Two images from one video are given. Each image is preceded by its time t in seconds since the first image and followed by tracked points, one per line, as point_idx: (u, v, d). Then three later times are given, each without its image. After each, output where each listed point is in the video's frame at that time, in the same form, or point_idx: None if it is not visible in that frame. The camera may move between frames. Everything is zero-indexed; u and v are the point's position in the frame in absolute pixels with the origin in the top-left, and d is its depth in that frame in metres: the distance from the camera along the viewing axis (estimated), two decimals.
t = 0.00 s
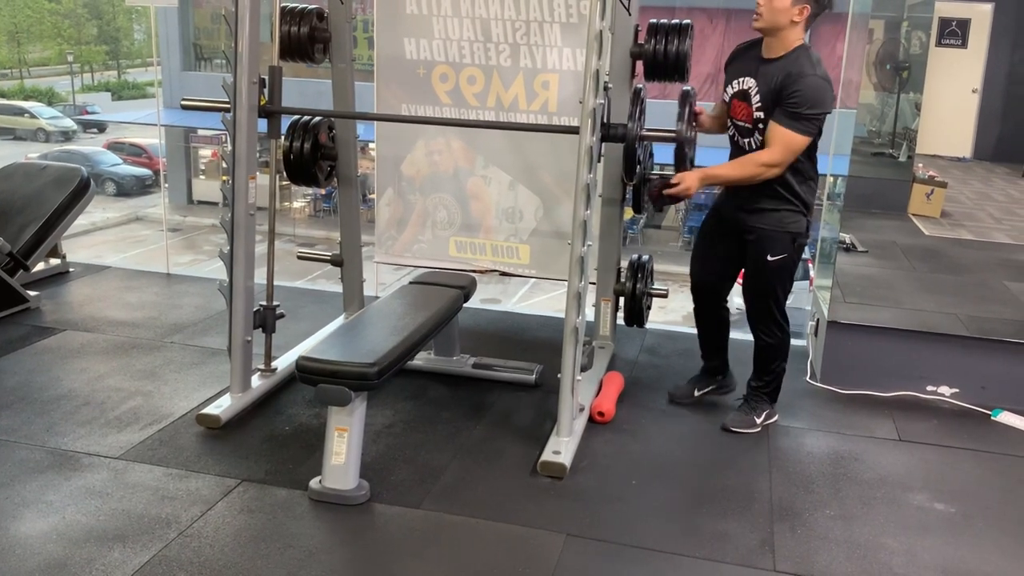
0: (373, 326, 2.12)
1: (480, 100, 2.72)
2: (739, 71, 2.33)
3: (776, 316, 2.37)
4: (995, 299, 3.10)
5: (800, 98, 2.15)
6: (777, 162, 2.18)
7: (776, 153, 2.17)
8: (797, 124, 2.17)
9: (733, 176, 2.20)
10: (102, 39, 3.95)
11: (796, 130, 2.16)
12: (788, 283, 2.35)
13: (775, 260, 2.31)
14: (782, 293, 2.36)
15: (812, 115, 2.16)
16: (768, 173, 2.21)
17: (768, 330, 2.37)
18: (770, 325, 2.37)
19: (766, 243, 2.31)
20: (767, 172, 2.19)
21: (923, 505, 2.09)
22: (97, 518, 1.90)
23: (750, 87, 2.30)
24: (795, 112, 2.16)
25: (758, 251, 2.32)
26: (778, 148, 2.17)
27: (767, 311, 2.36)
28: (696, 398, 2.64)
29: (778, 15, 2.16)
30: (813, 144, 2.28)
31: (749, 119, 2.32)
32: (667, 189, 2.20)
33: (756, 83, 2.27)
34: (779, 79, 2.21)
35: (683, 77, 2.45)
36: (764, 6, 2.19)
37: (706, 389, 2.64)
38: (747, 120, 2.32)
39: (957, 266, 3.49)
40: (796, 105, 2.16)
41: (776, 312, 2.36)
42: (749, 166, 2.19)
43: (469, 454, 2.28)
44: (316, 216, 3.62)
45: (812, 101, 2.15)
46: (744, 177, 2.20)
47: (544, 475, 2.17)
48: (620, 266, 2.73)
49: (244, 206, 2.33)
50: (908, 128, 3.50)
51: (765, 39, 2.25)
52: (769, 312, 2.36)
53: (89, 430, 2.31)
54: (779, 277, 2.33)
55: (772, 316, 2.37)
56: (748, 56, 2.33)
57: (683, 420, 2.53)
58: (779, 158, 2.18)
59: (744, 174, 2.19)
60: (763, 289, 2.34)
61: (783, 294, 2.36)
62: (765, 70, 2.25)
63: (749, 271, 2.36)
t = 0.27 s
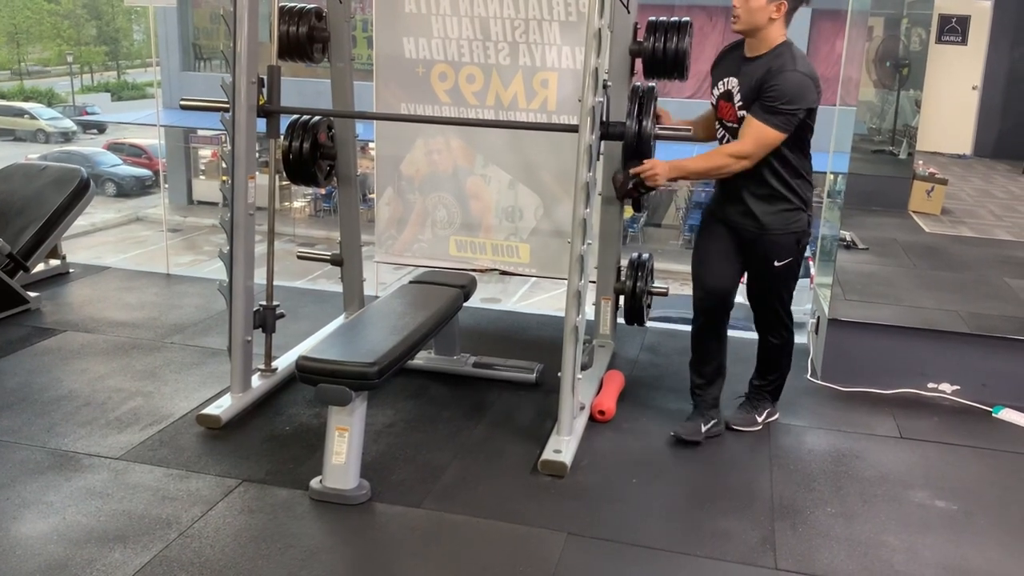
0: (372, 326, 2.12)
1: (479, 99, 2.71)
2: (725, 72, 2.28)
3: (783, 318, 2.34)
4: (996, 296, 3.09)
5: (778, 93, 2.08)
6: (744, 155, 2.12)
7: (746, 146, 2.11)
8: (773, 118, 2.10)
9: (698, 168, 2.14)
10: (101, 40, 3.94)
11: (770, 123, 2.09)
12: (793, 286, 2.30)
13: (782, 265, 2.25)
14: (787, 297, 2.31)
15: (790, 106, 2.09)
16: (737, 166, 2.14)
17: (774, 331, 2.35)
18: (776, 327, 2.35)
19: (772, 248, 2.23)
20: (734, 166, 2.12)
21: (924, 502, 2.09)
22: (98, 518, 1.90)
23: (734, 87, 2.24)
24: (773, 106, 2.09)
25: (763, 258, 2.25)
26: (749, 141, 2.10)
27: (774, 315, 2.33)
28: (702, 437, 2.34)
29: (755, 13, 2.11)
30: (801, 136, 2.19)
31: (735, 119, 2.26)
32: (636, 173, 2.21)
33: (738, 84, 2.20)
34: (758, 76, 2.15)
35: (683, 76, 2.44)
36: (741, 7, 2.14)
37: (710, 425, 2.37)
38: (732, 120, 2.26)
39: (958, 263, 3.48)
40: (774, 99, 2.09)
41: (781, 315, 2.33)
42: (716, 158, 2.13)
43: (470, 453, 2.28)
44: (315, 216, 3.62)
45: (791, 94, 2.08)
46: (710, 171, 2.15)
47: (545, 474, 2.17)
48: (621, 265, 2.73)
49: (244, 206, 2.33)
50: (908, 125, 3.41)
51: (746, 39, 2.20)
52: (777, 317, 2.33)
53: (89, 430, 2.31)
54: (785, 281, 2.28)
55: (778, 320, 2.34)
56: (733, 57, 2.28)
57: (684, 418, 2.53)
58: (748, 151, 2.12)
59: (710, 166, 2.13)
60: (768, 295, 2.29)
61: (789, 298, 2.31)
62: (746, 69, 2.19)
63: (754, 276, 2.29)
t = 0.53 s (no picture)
0: (376, 324, 2.12)
1: (482, 97, 2.71)
2: (703, 71, 2.20)
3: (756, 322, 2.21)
4: (1000, 293, 3.08)
5: (763, 74, 1.97)
6: (781, 143, 1.98)
7: (772, 137, 1.98)
8: (769, 102, 1.99)
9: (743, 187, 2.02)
10: (105, 40, 3.93)
11: (778, 106, 1.97)
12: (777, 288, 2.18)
13: (764, 266, 2.14)
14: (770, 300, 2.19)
15: (788, 85, 1.97)
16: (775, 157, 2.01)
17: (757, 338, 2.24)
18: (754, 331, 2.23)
19: (755, 249, 2.13)
20: (776, 160, 1.99)
21: (929, 500, 2.08)
22: (103, 517, 1.90)
23: (712, 83, 2.16)
24: (763, 89, 1.98)
25: (744, 259, 2.15)
26: (769, 132, 1.97)
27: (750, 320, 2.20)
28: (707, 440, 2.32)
29: (725, 3, 2.05)
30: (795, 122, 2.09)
31: (715, 116, 2.17)
32: (684, 225, 2.02)
33: (716, 78, 2.13)
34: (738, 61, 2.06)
35: (686, 75, 2.44)
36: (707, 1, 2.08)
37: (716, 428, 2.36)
38: (713, 116, 2.16)
39: (963, 260, 3.47)
40: (762, 81, 1.98)
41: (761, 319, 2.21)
42: (759, 167, 2.00)
43: (474, 451, 2.28)
44: (319, 215, 3.61)
45: (780, 73, 1.97)
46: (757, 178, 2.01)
47: (549, 472, 2.17)
48: (623, 263, 2.73)
49: (247, 205, 2.33)
50: (911, 121, 3.40)
51: (718, 35, 2.12)
52: (756, 323, 2.20)
53: (94, 429, 2.31)
54: (769, 284, 2.17)
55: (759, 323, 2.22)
56: (708, 55, 2.20)
57: (688, 416, 2.52)
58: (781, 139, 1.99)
59: (756, 176, 2.00)
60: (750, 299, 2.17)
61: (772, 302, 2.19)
62: (723, 62, 2.11)
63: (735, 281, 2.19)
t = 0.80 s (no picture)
0: (383, 323, 2.12)
1: (489, 96, 2.71)
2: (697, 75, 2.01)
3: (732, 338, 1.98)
4: (1009, 293, 3.07)
5: (754, 76, 1.77)
6: (785, 148, 1.79)
7: (772, 143, 1.79)
8: (763, 105, 1.79)
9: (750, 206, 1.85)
10: (113, 39, 3.97)
11: (774, 106, 1.77)
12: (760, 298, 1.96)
13: (741, 267, 1.94)
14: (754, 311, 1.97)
15: (785, 83, 1.77)
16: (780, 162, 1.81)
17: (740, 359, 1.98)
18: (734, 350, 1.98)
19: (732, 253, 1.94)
20: (782, 166, 1.79)
21: (938, 501, 2.07)
22: (111, 515, 1.91)
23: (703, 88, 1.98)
24: (754, 94, 1.78)
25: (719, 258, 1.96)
26: (769, 139, 1.78)
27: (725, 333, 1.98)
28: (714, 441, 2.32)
29: (720, 2, 1.85)
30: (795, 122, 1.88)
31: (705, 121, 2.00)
32: (709, 253, 1.95)
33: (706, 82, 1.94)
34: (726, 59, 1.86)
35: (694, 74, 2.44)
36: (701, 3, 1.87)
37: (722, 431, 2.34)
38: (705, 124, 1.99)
39: (971, 260, 3.46)
40: (752, 81, 1.77)
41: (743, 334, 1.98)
42: (764, 177, 1.82)
43: (481, 450, 2.28)
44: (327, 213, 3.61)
45: (771, 70, 1.77)
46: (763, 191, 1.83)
47: (556, 472, 2.17)
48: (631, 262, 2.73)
49: (256, 204, 2.33)
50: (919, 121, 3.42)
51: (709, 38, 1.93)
52: (729, 338, 1.98)
53: (102, 428, 2.32)
54: (748, 289, 1.95)
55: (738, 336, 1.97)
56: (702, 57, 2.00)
57: (695, 416, 2.52)
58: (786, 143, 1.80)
59: (762, 188, 1.82)
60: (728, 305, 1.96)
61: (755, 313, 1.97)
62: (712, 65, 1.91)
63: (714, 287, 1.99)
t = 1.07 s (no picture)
0: (392, 324, 2.12)
1: (498, 98, 2.71)
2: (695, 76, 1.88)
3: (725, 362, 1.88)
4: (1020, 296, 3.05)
5: (755, 89, 1.64)
6: (779, 169, 1.68)
7: (767, 163, 1.68)
8: (763, 121, 1.66)
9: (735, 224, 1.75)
10: (124, 40, 3.99)
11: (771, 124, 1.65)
12: (751, 324, 1.85)
13: (730, 291, 1.83)
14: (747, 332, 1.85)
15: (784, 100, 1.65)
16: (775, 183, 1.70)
17: (732, 389, 1.89)
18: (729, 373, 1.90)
19: (721, 273, 1.84)
20: (775, 188, 1.69)
21: (948, 504, 2.06)
22: (120, 514, 1.92)
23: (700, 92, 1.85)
24: (753, 107, 1.66)
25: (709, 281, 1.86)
26: (763, 157, 1.67)
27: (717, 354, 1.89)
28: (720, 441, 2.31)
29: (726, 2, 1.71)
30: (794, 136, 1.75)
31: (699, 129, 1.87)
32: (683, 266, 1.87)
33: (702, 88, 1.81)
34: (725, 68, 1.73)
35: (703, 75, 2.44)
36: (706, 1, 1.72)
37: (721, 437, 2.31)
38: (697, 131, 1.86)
39: (982, 262, 3.44)
40: (750, 97, 1.66)
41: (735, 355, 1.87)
42: (754, 197, 1.72)
43: (489, 451, 2.28)
44: (335, 214, 3.61)
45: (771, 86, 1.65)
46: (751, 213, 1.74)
47: (564, 473, 2.16)
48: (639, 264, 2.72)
49: (265, 204, 2.34)
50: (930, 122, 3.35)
51: (712, 39, 1.79)
52: (720, 364, 1.88)
53: (112, 427, 2.33)
54: (738, 315, 1.84)
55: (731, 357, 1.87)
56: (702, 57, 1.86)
57: (703, 418, 2.51)
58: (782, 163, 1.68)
59: (753, 209, 1.73)
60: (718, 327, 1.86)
61: (747, 337, 1.86)
62: (711, 70, 1.78)
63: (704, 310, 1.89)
